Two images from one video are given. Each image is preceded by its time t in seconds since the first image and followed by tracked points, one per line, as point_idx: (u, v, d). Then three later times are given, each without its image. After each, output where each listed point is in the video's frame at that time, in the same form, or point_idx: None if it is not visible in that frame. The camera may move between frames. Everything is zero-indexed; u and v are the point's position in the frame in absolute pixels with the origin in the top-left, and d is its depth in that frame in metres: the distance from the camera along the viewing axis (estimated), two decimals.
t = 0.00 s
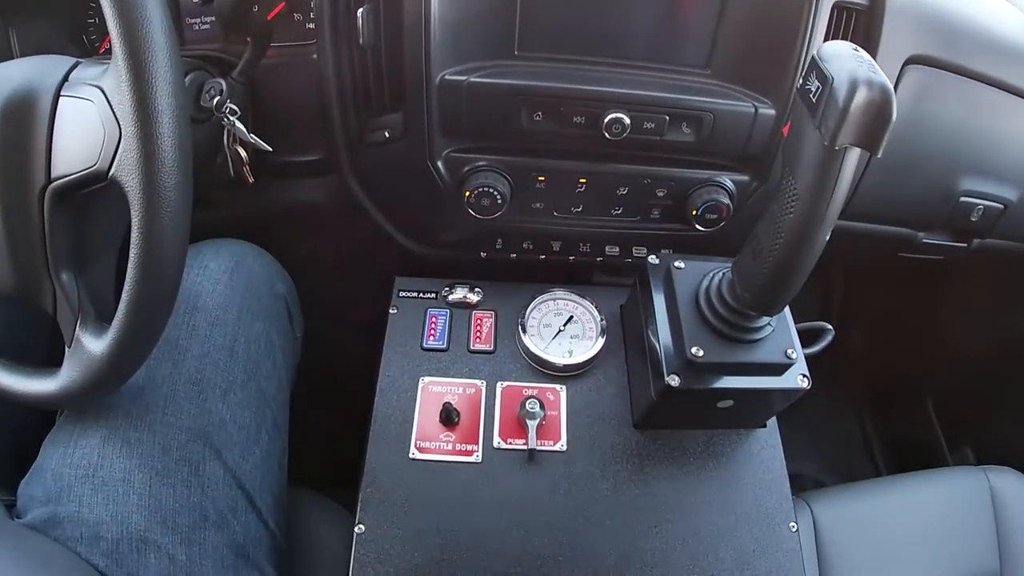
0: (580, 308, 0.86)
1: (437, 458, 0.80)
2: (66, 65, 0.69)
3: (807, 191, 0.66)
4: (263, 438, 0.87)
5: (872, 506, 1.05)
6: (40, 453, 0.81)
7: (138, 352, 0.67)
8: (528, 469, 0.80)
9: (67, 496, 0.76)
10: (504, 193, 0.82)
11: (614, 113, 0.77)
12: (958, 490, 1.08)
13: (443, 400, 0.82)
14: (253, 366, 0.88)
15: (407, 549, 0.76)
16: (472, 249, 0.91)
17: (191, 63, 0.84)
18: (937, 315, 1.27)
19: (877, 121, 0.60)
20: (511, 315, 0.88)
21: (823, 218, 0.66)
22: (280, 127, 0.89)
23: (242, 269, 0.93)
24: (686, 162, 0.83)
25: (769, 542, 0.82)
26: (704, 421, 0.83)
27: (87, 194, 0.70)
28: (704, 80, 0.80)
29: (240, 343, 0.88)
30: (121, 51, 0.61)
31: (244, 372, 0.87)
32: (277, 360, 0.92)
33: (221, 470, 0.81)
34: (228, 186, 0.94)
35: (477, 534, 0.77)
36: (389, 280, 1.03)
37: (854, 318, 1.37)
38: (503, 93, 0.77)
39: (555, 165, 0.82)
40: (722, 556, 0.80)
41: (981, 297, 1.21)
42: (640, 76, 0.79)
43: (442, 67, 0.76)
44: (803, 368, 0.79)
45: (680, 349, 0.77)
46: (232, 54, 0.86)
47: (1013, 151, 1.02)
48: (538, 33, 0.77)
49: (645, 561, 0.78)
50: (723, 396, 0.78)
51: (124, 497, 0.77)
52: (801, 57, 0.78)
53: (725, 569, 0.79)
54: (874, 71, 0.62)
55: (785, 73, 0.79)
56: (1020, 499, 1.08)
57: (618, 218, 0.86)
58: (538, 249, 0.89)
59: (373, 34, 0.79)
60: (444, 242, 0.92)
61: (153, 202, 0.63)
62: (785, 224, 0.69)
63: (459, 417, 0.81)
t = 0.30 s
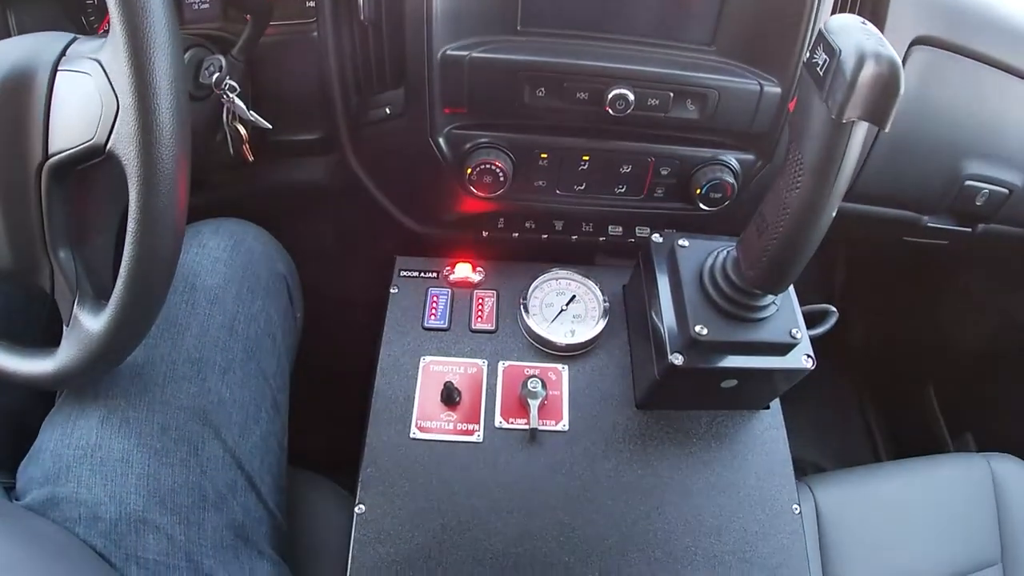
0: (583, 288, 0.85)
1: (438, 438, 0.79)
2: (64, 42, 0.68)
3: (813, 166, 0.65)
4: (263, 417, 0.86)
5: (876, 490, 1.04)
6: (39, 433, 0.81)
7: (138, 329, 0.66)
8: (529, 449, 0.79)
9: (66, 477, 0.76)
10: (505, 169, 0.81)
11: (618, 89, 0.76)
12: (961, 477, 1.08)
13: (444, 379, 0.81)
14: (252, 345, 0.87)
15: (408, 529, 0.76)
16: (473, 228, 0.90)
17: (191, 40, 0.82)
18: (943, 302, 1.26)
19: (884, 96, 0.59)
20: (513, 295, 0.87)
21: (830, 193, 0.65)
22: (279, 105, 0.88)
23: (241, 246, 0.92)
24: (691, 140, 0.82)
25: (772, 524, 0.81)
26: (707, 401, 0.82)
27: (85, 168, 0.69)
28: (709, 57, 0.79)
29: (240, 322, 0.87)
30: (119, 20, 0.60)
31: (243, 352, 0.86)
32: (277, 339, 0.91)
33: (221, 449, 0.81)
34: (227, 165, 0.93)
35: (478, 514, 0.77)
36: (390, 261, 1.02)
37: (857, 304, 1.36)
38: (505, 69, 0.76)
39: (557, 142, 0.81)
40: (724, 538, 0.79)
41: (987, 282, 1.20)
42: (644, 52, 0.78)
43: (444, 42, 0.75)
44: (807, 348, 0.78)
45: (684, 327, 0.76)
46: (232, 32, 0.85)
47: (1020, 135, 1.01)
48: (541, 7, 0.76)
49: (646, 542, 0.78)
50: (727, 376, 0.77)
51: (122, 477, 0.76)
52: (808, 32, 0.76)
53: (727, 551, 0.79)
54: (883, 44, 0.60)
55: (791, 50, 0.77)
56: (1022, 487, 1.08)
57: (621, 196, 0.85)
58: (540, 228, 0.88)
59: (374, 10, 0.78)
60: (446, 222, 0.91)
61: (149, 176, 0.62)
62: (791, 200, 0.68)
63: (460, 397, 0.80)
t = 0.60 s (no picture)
0: (584, 268, 0.83)
1: (437, 420, 0.78)
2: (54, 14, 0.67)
3: (822, 139, 0.63)
4: (259, 398, 0.84)
5: (882, 476, 1.02)
6: (34, 416, 0.79)
7: (131, 307, 0.65)
8: (531, 432, 0.78)
9: (59, 460, 0.75)
10: (505, 146, 0.79)
11: (622, 63, 0.74)
12: (966, 464, 1.06)
13: (443, 360, 0.80)
14: (248, 326, 0.85)
15: (407, 513, 0.75)
16: (474, 208, 0.88)
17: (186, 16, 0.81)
18: (943, 292, 1.23)
19: (895, 68, 0.58)
20: (513, 276, 0.85)
21: (839, 167, 0.64)
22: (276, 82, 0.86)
23: (237, 225, 0.90)
24: (695, 117, 0.81)
25: (778, 509, 0.80)
26: (711, 383, 0.81)
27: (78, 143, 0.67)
28: (714, 32, 0.78)
29: (236, 303, 0.85)
30: None
31: (239, 332, 0.84)
32: (274, 320, 0.89)
33: (216, 432, 0.79)
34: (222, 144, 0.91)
35: (478, 497, 0.75)
36: (389, 242, 1.01)
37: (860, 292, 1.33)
38: (506, 43, 0.74)
39: (559, 119, 0.79)
40: (729, 523, 0.78)
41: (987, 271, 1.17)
42: (647, 27, 0.77)
43: (443, 15, 0.73)
44: (813, 329, 0.77)
45: (689, 306, 0.75)
46: (228, 10, 0.84)
47: None
48: None
49: (649, 526, 0.76)
50: (733, 355, 0.76)
51: (115, 459, 0.75)
52: (814, 7, 0.75)
53: (731, 536, 0.78)
54: (893, 14, 0.59)
55: (798, 25, 0.76)
56: None
57: (624, 174, 0.84)
58: (541, 208, 0.87)
59: None
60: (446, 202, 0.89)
61: (140, 147, 0.60)
62: (800, 174, 0.66)
63: (460, 378, 0.79)
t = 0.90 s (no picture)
0: (583, 245, 0.82)
1: (432, 397, 0.76)
2: None
3: (826, 107, 0.61)
4: (251, 377, 0.82)
5: (886, 460, 1.00)
6: (23, 394, 0.78)
7: (122, 278, 0.63)
8: (527, 410, 0.76)
9: (47, 440, 0.73)
10: (502, 119, 0.78)
11: (621, 35, 0.73)
12: (969, 449, 1.05)
13: (439, 337, 0.78)
14: (240, 303, 0.84)
15: (402, 493, 0.73)
16: (470, 184, 0.87)
17: None
18: (942, 276, 1.21)
19: (901, 35, 0.56)
20: (511, 252, 0.83)
21: (845, 136, 0.62)
22: (268, 57, 0.84)
23: (229, 201, 0.88)
24: (696, 91, 0.79)
25: (778, 489, 0.79)
26: (711, 361, 0.79)
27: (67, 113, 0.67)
28: (716, 4, 0.76)
29: (228, 279, 0.83)
30: None
31: (231, 310, 0.83)
32: (266, 298, 0.87)
33: (207, 410, 0.78)
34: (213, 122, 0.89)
35: (474, 477, 0.74)
36: (384, 221, 1.00)
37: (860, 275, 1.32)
38: (503, 13, 0.72)
39: (558, 92, 0.78)
40: (729, 503, 0.77)
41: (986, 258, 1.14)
42: None
43: None
44: (816, 306, 0.75)
45: (690, 282, 0.73)
46: None
47: None
48: None
49: (648, 507, 0.75)
50: (735, 331, 0.74)
51: (104, 439, 0.73)
52: None
53: (730, 517, 0.77)
54: None
55: None
56: None
57: (623, 149, 0.82)
58: (539, 184, 0.85)
59: None
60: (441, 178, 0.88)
61: (128, 116, 0.58)
62: (803, 144, 0.65)
63: (455, 355, 0.77)
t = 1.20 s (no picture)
0: (578, 220, 0.80)
1: (424, 372, 0.75)
2: None
3: (825, 74, 0.60)
4: (241, 352, 0.81)
5: (885, 441, 0.99)
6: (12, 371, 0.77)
7: (109, 253, 0.62)
8: (521, 385, 0.75)
9: (35, 417, 0.72)
10: (496, 91, 0.77)
11: (617, 4, 0.71)
12: (969, 431, 1.04)
13: (431, 312, 0.77)
14: (230, 278, 0.83)
15: (394, 469, 0.72)
16: (464, 158, 0.85)
17: None
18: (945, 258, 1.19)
19: None
20: (505, 227, 0.82)
21: (845, 104, 0.61)
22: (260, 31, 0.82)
23: (220, 174, 0.87)
24: (693, 63, 0.78)
25: (776, 468, 0.78)
26: (709, 337, 0.78)
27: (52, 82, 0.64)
28: None
29: (218, 254, 0.82)
30: None
31: (221, 285, 0.81)
32: (257, 273, 0.86)
33: (197, 386, 0.77)
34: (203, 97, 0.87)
35: (467, 453, 0.73)
36: (377, 198, 0.98)
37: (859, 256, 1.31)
38: None
39: (553, 63, 0.76)
40: (726, 482, 0.76)
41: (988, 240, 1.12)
42: None
43: None
44: (815, 281, 0.74)
45: (686, 254, 0.72)
46: None
47: None
48: None
49: (644, 485, 0.74)
50: (733, 306, 0.73)
51: (92, 415, 0.72)
52: None
53: (728, 495, 0.76)
54: None
55: None
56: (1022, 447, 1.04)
57: (619, 122, 0.81)
58: (534, 158, 0.84)
59: None
60: (435, 153, 0.87)
61: (114, 84, 0.57)
62: (802, 112, 0.63)
63: (448, 330, 0.76)
